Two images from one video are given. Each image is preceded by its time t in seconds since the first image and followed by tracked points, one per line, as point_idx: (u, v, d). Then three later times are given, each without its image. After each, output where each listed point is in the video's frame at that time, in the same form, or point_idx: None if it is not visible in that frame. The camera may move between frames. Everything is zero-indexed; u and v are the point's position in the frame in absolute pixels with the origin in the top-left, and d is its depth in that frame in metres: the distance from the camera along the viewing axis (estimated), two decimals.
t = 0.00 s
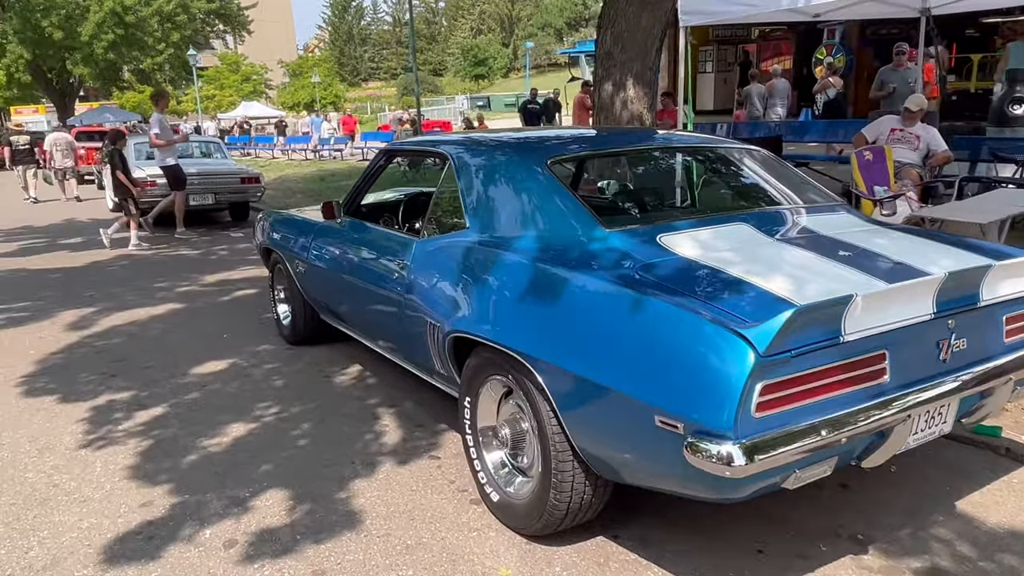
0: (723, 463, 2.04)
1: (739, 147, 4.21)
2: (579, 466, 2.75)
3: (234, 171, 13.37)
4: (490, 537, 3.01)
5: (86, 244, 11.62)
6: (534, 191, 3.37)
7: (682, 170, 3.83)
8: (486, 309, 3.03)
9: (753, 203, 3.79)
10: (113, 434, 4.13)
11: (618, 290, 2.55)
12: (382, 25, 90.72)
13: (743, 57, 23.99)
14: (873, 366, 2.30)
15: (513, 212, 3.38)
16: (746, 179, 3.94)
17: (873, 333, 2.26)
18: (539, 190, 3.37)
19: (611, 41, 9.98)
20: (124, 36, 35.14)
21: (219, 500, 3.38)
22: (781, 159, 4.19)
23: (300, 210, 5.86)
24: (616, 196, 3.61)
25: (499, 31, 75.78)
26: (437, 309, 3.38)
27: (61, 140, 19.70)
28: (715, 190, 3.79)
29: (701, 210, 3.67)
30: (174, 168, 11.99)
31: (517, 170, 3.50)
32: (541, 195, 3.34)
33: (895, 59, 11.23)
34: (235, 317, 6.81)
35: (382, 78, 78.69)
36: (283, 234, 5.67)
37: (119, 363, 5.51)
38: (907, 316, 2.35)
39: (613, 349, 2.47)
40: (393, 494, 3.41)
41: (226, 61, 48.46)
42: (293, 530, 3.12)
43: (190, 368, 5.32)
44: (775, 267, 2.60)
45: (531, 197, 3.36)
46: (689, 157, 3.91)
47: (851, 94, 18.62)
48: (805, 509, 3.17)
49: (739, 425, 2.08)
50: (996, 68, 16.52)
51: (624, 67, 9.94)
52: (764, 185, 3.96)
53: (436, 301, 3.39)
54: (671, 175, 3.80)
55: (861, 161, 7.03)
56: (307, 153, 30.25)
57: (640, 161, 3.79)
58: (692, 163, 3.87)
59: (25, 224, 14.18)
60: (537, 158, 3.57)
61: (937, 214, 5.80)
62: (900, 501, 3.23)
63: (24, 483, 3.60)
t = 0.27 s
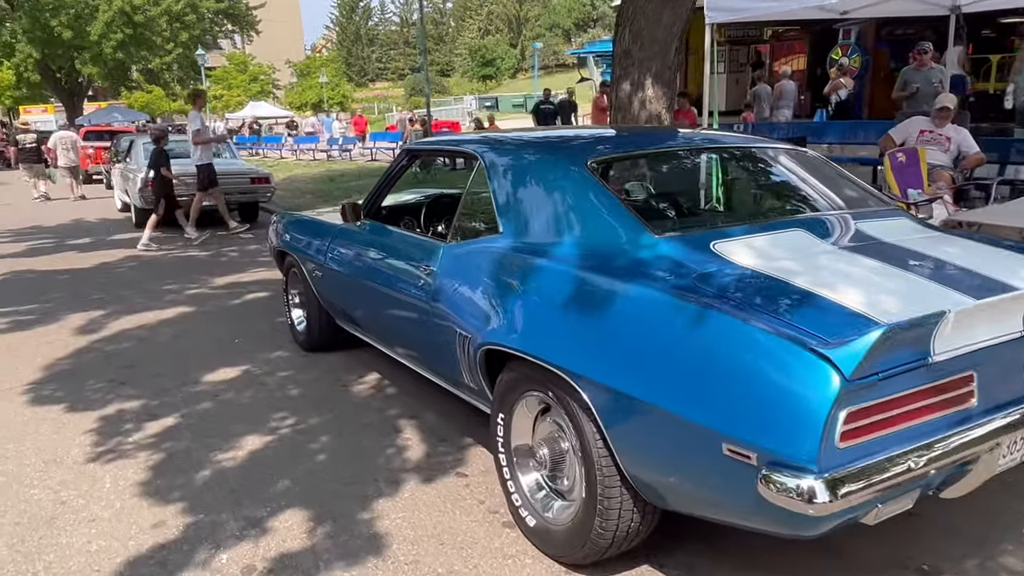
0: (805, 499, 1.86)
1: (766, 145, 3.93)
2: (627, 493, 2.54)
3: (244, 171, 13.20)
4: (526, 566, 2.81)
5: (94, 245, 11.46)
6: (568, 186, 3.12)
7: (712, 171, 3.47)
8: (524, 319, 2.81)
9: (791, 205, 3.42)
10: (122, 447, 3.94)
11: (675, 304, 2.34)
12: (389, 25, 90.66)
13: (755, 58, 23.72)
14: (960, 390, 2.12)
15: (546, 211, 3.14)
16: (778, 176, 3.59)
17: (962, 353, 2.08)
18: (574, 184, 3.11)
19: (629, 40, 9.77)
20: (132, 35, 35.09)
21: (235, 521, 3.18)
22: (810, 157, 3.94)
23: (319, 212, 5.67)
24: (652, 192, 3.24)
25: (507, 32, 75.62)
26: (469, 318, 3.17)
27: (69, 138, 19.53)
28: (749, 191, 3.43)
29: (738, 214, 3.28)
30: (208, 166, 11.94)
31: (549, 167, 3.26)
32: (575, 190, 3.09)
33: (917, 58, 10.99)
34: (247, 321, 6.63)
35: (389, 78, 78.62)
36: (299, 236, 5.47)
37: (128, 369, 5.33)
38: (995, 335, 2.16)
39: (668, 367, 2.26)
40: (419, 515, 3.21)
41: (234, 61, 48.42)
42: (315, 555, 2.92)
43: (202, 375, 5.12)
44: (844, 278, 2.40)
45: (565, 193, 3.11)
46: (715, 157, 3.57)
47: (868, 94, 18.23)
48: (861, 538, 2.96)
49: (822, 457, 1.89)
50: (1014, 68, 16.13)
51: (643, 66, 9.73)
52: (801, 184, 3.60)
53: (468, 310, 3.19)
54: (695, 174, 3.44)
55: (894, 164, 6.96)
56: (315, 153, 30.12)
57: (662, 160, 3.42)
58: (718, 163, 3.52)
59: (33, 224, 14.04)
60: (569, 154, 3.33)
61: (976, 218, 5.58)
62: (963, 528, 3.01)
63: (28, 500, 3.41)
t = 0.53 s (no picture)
0: (909, 550, 1.69)
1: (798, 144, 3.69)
2: (685, 527, 2.33)
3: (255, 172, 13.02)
4: None
5: (102, 247, 11.29)
6: (607, 188, 2.90)
7: (738, 170, 3.20)
8: (569, 335, 2.62)
9: (824, 208, 3.17)
10: (134, 464, 3.75)
11: (743, 324, 2.14)
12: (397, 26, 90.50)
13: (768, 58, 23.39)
14: None
15: (584, 215, 2.92)
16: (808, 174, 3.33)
17: None
18: (614, 186, 2.89)
19: (649, 39, 9.55)
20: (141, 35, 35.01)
21: (255, 549, 2.98)
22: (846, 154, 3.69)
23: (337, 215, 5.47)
24: (686, 193, 2.96)
25: (515, 32, 75.36)
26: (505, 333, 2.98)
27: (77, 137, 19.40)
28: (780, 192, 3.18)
29: (771, 220, 3.02)
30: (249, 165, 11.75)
31: (585, 169, 3.04)
32: (615, 192, 2.87)
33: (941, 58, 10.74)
34: (261, 327, 6.44)
35: (397, 79, 78.46)
36: (316, 239, 5.28)
37: (139, 378, 5.13)
38: None
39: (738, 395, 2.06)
40: (451, 543, 3.00)
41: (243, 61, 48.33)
42: None
43: (216, 385, 4.93)
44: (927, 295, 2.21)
45: (604, 196, 2.89)
46: (742, 153, 3.31)
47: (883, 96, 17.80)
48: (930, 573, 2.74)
49: (930, 506, 1.72)
50: None
51: (663, 67, 9.51)
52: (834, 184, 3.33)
53: (503, 324, 2.99)
54: (720, 176, 3.15)
55: (931, 168, 6.74)
56: (324, 154, 29.97)
57: (684, 161, 3.13)
58: (746, 162, 3.26)
59: (42, 225, 13.91)
60: (608, 156, 3.11)
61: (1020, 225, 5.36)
62: None
63: (36, 523, 3.22)
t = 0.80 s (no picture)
0: None
1: (833, 139, 3.48)
2: (748, 566, 2.12)
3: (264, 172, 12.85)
4: None
5: (110, 249, 11.13)
6: (647, 190, 2.70)
7: (766, 167, 2.97)
8: (613, 351, 2.41)
9: (862, 208, 2.94)
10: (140, 481, 3.55)
11: (815, 343, 1.95)
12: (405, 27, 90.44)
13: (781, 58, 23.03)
14: None
15: (620, 218, 2.72)
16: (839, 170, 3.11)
17: None
18: (654, 188, 2.69)
19: (668, 38, 9.31)
20: (149, 36, 34.96)
21: None
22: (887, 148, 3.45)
23: (352, 218, 5.30)
24: (723, 192, 2.73)
25: (524, 33, 75.12)
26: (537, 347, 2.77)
27: (85, 138, 19.31)
28: (814, 188, 2.95)
29: (809, 224, 2.78)
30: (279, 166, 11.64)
31: (621, 171, 2.85)
32: (656, 195, 2.66)
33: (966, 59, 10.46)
34: (272, 333, 6.23)
35: (405, 80, 78.39)
36: (329, 243, 5.09)
37: (147, 386, 4.94)
38: None
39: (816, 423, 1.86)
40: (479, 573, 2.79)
41: (251, 62, 48.33)
42: None
43: (226, 395, 4.72)
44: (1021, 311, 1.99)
45: (643, 198, 2.68)
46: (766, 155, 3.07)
47: (900, 97, 17.22)
48: None
49: None
50: None
51: (682, 66, 9.29)
52: (870, 180, 3.10)
53: (535, 337, 2.79)
54: (747, 178, 2.89)
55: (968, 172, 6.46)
56: (333, 155, 29.83)
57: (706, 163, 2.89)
58: (772, 163, 3.02)
59: (50, 226, 13.77)
60: (645, 157, 2.92)
61: None
62: None
63: (34, 548, 3.01)
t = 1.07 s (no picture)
0: None
1: (870, 135, 3.23)
2: None
3: (273, 173, 12.64)
4: None
5: (116, 251, 10.94)
6: (684, 192, 2.50)
7: (795, 166, 2.68)
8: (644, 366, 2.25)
9: (903, 209, 2.64)
10: (140, 504, 3.32)
11: (872, 361, 1.78)
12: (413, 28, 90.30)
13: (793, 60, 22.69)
14: None
15: (655, 222, 2.51)
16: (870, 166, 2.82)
17: None
18: (693, 190, 2.48)
19: (688, 36, 9.07)
20: (158, 36, 34.87)
21: None
22: (932, 145, 3.16)
23: (366, 221, 5.07)
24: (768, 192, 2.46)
25: (532, 35, 74.83)
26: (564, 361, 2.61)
27: (92, 138, 19.18)
28: (849, 188, 2.66)
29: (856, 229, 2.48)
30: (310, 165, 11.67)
31: (657, 171, 2.63)
32: (695, 196, 2.45)
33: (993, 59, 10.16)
34: (281, 341, 6.00)
35: (413, 81, 78.25)
36: (341, 246, 4.87)
37: (150, 397, 4.71)
38: None
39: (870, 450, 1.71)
40: None
41: (259, 63, 48.26)
42: None
43: (233, 408, 4.49)
44: None
45: (681, 201, 2.48)
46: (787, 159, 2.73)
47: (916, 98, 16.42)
48: None
49: None
50: None
51: (702, 65, 9.03)
52: (910, 177, 2.79)
53: (561, 350, 2.62)
54: (774, 183, 2.54)
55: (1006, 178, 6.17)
56: (341, 156, 29.66)
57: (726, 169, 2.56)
58: (798, 168, 2.69)
59: (55, 227, 13.58)
60: (684, 157, 2.69)
61: None
62: None
63: None
